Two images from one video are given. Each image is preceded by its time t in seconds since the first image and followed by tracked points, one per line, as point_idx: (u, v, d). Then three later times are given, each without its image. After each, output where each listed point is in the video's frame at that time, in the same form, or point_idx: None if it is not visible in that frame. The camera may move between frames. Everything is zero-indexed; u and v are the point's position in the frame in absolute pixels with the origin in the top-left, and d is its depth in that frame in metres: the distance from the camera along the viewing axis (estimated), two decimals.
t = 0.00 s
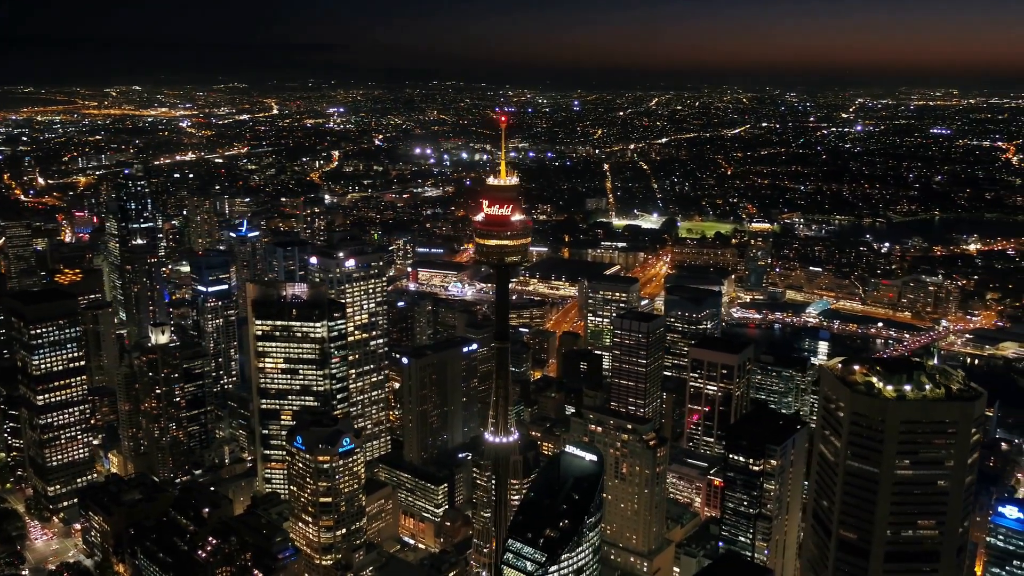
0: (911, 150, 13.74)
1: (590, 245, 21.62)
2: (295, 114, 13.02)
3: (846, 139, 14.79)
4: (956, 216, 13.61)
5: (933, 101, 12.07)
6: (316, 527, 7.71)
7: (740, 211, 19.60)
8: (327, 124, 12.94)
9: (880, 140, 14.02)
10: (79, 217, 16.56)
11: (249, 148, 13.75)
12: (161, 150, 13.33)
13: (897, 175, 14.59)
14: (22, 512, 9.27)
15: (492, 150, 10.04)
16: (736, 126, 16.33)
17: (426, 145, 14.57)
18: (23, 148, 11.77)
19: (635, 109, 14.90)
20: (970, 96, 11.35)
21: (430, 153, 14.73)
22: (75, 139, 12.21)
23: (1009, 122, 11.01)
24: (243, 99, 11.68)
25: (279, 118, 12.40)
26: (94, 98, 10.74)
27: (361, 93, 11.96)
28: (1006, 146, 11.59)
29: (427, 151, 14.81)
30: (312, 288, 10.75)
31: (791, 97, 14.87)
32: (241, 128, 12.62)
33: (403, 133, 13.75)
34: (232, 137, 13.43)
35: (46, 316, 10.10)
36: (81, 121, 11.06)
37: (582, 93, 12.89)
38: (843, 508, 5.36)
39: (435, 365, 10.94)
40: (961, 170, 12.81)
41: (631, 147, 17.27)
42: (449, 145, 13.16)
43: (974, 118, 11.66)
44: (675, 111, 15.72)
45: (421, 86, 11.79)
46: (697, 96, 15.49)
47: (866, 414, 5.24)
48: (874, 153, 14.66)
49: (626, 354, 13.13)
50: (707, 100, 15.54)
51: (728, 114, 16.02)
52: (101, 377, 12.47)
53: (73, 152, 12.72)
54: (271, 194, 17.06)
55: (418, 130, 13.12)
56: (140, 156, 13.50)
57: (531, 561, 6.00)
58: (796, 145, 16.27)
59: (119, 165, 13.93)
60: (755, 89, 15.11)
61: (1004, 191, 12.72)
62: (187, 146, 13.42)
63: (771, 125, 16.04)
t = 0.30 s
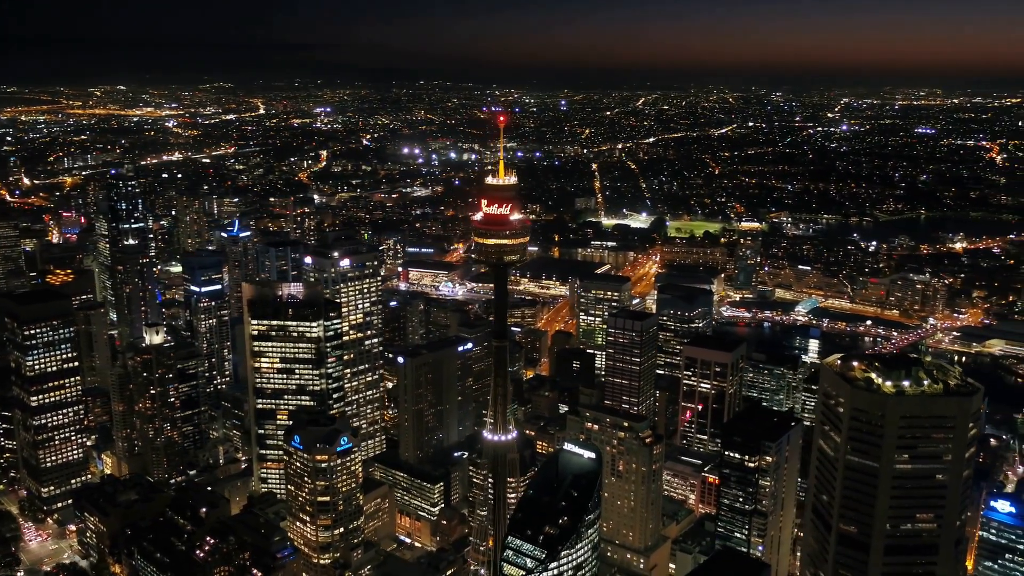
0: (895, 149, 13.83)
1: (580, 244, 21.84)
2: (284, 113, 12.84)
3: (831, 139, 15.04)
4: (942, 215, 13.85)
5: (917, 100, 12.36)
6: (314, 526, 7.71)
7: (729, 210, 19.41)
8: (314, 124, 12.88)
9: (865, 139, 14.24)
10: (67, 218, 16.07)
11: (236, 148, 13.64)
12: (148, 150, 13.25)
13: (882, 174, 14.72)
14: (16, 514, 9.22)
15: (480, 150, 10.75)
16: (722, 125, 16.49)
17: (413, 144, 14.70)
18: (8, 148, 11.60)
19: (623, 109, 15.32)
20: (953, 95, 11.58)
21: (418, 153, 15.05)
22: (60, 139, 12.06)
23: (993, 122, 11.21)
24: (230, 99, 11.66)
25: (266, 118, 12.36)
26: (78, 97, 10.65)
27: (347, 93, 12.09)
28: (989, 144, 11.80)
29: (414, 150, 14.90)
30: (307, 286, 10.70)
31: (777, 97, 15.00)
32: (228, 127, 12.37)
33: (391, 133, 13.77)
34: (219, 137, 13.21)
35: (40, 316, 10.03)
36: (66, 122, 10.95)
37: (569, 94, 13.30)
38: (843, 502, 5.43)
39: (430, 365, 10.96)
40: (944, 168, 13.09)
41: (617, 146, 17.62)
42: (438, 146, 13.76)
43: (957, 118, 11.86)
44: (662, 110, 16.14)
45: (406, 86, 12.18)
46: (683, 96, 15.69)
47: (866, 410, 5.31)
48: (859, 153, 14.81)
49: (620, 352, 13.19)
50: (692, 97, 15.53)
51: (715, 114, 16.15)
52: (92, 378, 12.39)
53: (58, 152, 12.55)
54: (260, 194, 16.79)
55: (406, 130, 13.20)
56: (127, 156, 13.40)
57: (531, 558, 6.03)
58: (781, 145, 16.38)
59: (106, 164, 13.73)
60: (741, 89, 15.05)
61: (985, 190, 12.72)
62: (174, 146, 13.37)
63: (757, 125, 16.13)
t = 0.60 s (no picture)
0: (879, 148, 14.22)
1: (568, 244, 21.34)
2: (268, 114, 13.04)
3: (817, 139, 15.11)
4: (926, 215, 14.47)
5: (902, 100, 12.92)
6: (312, 525, 7.72)
7: (716, 209, 19.44)
8: (299, 124, 12.94)
9: (849, 139, 14.51)
10: (52, 219, 16.08)
11: (223, 148, 13.72)
12: (133, 150, 13.18)
13: (867, 173, 14.93)
14: (9, 515, 9.17)
15: (470, 147, 11.75)
16: (709, 125, 15.98)
17: (400, 144, 14.79)
18: None
19: (609, 108, 14.32)
20: (936, 95, 12.30)
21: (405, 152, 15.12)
22: (44, 141, 12.04)
23: (974, 122, 11.87)
24: (213, 98, 11.69)
25: (251, 118, 12.37)
26: (60, 97, 10.63)
27: (333, 92, 11.79)
28: (972, 144, 12.22)
29: (401, 150, 15.03)
30: (303, 286, 10.71)
31: (761, 98, 14.60)
32: (214, 128, 12.61)
33: (378, 132, 13.79)
34: (204, 138, 13.39)
35: (34, 317, 9.97)
36: (49, 122, 10.98)
37: (555, 92, 12.31)
38: (843, 496, 5.49)
39: (426, 364, 10.98)
40: (929, 167, 13.44)
41: (603, 146, 16.93)
42: (421, 146, 14.32)
43: (940, 117, 12.61)
44: (648, 109, 15.20)
45: (392, 84, 11.66)
46: (669, 96, 14.76)
47: (865, 405, 5.37)
48: (844, 152, 15.05)
49: (613, 351, 13.29)
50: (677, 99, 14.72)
51: (701, 113, 15.49)
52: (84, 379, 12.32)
53: (42, 154, 12.45)
54: (247, 193, 17.19)
55: (392, 130, 13.27)
56: (112, 156, 13.37)
57: (531, 554, 6.07)
58: (768, 144, 16.23)
59: (88, 165, 13.72)
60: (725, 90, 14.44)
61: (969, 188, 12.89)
62: (159, 146, 13.33)
63: (743, 124, 15.73)
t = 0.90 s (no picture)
0: (864, 148, 14.08)
1: (558, 243, 21.30)
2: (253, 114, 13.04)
3: (802, 138, 15.28)
4: (910, 214, 14.34)
5: (885, 100, 12.08)
6: (310, 525, 7.74)
7: (703, 208, 19.98)
8: (285, 124, 13.03)
9: (834, 138, 14.37)
10: (39, 220, 15.78)
11: (208, 148, 13.68)
12: (117, 150, 13.03)
13: (852, 172, 15.03)
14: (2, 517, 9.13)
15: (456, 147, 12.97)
16: (695, 125, 16.08)
17: (387, 144, 14.79)
18: None
19: (595, 108, 13.92)
20: (919, 94, 11.27)
21: (392, 152, 15.11)
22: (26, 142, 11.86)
23: (956, 122, 11.09)
24: (198, 99, 11.57)
25: (236, 118, 12.27)
26: (42, 98, 10.43)
27: (318, 92, 11.87)
28: (954, 143, 11.58)
29: (388, 150, 15.01)
30: (298, 286, 10.54)
31: (746, 97, 14.13)
32: (199, 128, 12.49)
33: (364, 132, 13.78)
34: (190, 138, 13.33)
35: (27, 318, 9.90)
36: (31, 123, 10.73)
37: (541, 93, 11.52)
38: (843, 491, 5.56)
39: (421, 363, 11.01)
40: (911, 168, 13.29)
41: (590, 146, 16.94)
42: (408, 145, 14.29)
43: (925, 117, 11.74)
44: (634, 111, 15.12)
45: (376, 85, 11.59)
46: (653, 96, 14.36)
47: (865, 400, 5.44)
48: (829, 152, 15.07)
49: (606, 349, 13.42)
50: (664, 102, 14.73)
51: (686, 114, 15.32)
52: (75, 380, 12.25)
53: (24, 155, 12.25)
54: (234, 193, 17.01)
55: (380, 130, 13.35)
56: (97, 156, 13.22)
57: (532, 551, 6.13)
58: (753, 144, 16.58)
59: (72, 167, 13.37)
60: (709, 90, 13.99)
61: (952, 188, 12.48)
62: (144, 146, 13.23)
63: (728, 124, 15.74)
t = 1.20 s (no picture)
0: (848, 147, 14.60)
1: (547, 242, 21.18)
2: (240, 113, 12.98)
3: (787, 138, 15.77)
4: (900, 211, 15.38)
5: (869, 100, 12.74)
6: (307, 524, 7.76)
7: (691, 208, 20.50)
8: (270, 123, 12.97)
9: (820, 139, 15.04)
10: (25, 221, 15.43)
11: (194, 148, 13.70)
12: (103, 150, 12.94)
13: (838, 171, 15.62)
14: None
15: (444, 147, 13.47)
16: (681, 125, 16.36)
17: (374, 144, 14.82)
18: None
19: (582, 109, 13.96)
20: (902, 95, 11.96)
21: (380, 152, 15.19)
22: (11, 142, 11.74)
23: (940, 120, 11.43)
24: (183, 99, 11.52)
25: (222, 117, 12.25)
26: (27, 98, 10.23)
27: (304, 92, 11.99)
28: (937, 142, 11.89)
29: (377, 150, 15.04)
30: (294, 285, 10.55)
31: (733, 96, 14.60)
32: (185, 127, 12.47)
33: (352, 132, 13.81)
34: (176, 138, 13.33)
35: (21, 319, 9.84)
36: (14, 123, 10.60)
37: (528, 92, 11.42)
38: (841, 485, 5.61)
39: (417, 363, 11.03)
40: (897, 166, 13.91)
41: (578, 146, 16.93)
42: (395, 145, 14.42)
43: (908, 116, 12.25)
44: (621, 109, 15.18)
45: (364, 86, 12.16)
46: (641, 96, 14.67)
47: (863, 396, 5.47)
48: (816, 151, 15.72)
49: (599, 348, 13.60)
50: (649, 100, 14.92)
51: (673, 114, 15.80)
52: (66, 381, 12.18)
53: (9, 155, 12.14)
54: (221, 193, 16.79)
55: (366, 130, 13.50)
56: (83, 156, 13.12)
57: (531, 548, 6.17)
58: (739, 144, 17.00)
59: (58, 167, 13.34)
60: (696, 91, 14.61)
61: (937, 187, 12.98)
62: (130, 146, 13.17)
63: (714, 124, 16.22)
